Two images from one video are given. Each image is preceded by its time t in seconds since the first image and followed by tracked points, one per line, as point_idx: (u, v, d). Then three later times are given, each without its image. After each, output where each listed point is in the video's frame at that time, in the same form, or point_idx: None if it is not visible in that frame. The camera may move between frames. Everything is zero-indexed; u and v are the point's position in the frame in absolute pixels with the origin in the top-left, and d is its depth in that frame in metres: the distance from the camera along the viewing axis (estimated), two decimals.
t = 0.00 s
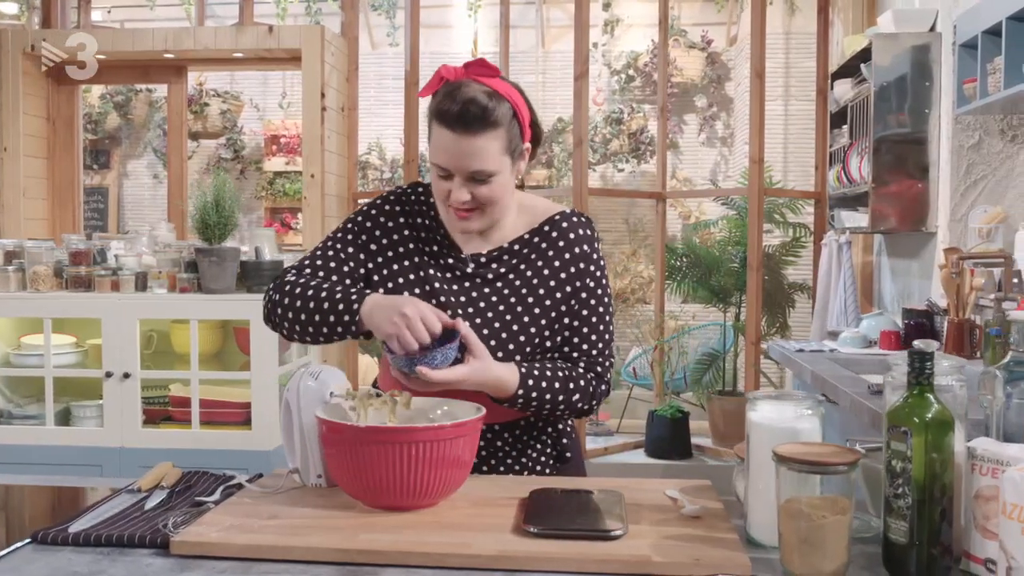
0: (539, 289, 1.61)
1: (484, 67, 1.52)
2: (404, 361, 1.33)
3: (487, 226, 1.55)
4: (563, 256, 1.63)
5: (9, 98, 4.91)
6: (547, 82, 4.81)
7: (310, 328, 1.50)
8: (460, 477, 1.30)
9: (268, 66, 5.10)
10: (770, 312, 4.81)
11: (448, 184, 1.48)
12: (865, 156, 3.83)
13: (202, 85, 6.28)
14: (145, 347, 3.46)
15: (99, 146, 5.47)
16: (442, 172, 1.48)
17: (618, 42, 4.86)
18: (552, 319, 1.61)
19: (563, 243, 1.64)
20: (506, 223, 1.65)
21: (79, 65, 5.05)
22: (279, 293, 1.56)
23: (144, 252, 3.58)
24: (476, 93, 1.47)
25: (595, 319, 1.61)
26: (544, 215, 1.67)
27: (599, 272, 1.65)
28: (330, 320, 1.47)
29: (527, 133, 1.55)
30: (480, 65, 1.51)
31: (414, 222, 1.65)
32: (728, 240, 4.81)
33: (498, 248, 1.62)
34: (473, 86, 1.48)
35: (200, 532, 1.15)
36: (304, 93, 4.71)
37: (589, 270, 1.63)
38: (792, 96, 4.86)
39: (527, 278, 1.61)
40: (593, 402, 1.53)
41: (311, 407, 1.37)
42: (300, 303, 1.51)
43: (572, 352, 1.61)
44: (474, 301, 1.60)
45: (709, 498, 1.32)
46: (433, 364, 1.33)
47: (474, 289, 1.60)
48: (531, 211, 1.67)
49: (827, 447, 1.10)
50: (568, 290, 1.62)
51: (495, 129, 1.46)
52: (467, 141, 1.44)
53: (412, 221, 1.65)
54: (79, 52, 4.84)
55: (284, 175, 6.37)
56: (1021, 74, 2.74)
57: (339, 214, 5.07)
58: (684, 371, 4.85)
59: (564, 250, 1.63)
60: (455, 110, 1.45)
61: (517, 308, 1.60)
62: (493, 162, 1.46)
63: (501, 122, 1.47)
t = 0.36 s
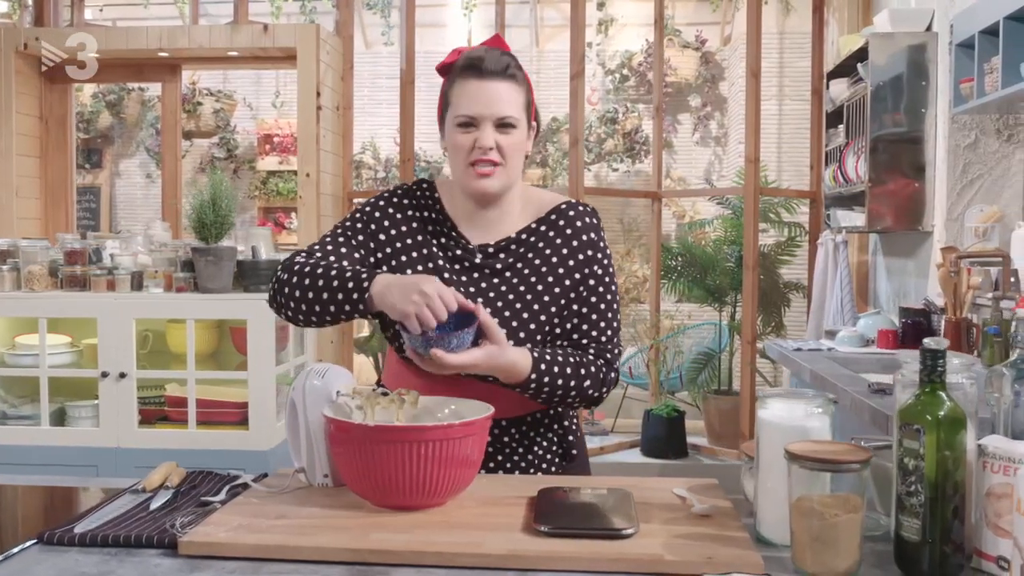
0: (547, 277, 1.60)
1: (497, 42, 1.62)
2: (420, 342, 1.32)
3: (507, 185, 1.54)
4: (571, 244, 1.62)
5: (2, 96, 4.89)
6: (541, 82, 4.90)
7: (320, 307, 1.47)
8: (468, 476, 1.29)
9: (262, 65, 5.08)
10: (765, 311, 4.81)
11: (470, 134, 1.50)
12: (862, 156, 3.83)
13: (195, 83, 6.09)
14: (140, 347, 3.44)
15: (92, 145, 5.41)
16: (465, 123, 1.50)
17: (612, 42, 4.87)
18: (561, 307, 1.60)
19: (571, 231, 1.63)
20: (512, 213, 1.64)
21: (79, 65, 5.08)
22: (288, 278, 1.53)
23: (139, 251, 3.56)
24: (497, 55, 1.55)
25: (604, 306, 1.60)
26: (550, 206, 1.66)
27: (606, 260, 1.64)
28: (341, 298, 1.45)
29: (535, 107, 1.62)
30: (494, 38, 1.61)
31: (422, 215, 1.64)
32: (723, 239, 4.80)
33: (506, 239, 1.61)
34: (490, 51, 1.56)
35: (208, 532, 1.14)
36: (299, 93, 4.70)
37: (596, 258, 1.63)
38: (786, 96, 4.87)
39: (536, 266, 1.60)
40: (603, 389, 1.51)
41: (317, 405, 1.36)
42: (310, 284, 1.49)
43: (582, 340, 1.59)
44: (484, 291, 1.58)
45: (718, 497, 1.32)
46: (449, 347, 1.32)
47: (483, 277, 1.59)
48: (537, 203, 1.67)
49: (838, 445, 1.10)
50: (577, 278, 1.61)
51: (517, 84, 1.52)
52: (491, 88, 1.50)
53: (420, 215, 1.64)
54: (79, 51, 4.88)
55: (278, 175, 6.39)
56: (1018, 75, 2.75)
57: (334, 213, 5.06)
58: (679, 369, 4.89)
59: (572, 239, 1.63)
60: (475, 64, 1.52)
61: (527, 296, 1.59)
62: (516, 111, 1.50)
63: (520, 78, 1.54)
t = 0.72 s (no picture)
0: (554, 275, 1.59)
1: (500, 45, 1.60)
2: (437, 357, 1.28)
3: (508, 187, 1.52)
4: (576, 242, 1.61)
5: None
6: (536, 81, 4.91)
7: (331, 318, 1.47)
8: (477, 477, 1.29)
9: (258, 65, 5.06)
10: (762, 311, 4.82)
11: (472, 136, 1.48)
12: (859, 155, 3.84)
13: (189, 83, 6.24)
14: (137, 347, 3.41)
15: (85, 144, 5.37)
16: (466, 126, 1.48)
17: (607, 42, 4.88)
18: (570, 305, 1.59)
19: (575, 229, 1.62)
20: (516, 212, 1.63)
21: (78, 64, 5.08)
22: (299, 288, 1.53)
23: (136, 251, 3.54)
24: (496, 57, 1.53)
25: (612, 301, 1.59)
26: (554, 203, 1.65)
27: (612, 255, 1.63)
28: (342, 301, 1.45)
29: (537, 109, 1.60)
30: (496, 40, 1.59)
31: (426, 218, 1.64)
32: (720, 239, 4.80)
33: (511, 238, 1.60)
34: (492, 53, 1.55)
35: (217, 534, 1.14)
36: (295, 93, 4.68)
37: (602, 254, 1.62)
38: (781, 96, 4.90)
39: (542, 265, 1.59)
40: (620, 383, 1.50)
41: (323, 406, 1.35)
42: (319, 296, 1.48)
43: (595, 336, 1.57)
44: (491, 291, 1.57)
45: (726, 497, 1.32)
46: (469, 358, 1.30)
47: (489, 277, 1.58)
48: (541, 201, 1.66)
49: (849, 445, 1.10)
50: (584, 274, 1.60)
51: (517, 86, 1.50)
52: (492, 90, 1.48)
53: (425, 219, 1.64)
54: (78, 50, 4.87)
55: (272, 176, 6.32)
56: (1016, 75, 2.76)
57: (330, 213, 5.05)
58: (676, 369, 4.85)
59: (576, 236, 1.62)
60: (477, 66, 1.51)
61: (535, 295, 1.58)
62: (517, 114, 1.49)
63: (521, 80, 1.52)
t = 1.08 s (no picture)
0: (565, 279, 1.59)
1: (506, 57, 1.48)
2: (485, 362, 1.30)
3: (507, 216, 1.53)
4: (586, 246, 1.60)
5: None
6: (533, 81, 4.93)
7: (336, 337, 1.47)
8: (486, 478, 1.28)
9: (256, 64, 5.04)
10: (761, 311, 4.82)
11: (469, 174, 1.47)
12: (858, 155, 3.84)
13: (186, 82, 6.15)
14: (135, 347, 3.40)
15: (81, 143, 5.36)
16: (464, 163, 1.46)
17: (603, 42, 4.89)
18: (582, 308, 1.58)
19: (585, 233, 1.61)
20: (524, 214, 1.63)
21: (78, 64, 5.05)
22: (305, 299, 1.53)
23: (135, 251, 3.53)
24: (498, 83, 1.43)
25: (624, 302, 1.58)
26: (562, 207, 1.64)
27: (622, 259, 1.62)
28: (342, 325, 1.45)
29: (546, 118, 1.52)
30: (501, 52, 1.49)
31: (435, 219, 1.64)
32: (719, 239, 4.80)
33: (520, 242, 1.60)
34: (494, 75, 1.45)
35: (227, 535, 1.13)
36: (293, 93, 4.67)
37: (613, 258, 1.61)
38: (778, 96, 4.89)
39: (552, 269, 1.59)
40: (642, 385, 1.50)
41: (332, 407, 1.34)
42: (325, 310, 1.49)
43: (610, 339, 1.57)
44: (500, 295, 1.57)
45: (735, 497, 1.32)
46: (517, 362, 1.30)
47: (497, 282, 1.58)
48: (549, 202, 1.65)
49: (862, 445, 1.10)
50: (595, 279, 1.59)
51: (518, 119, 1.43)
52: (489, 131, 1.42)
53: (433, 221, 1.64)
54: (79, 51, 4.85)
55: (271, 174, 6.16)
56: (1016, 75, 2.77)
57: (328, 213, 5.04)
58: (674, 369, 4.85)
59: (587, 241, 1.60)
60: (474, 100, 1.42)
61: (545, 299, 1.58)
62: (517, 152, 1.44)
63: (523, 111, 1.44)
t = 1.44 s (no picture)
0: (588, 263, 1.60)
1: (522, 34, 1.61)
2: (570, 370, 1.28)
3: (530, 174, 1.54)
4: (610, 235, 1.62)
5: None
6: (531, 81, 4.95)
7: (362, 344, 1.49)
8: (497, 479, 1.28)
9: (254, 64, 5.03)
10: (760, 311, 4.82)
11: (492, 124, 1.50)
12: (859, 155, 3.85)
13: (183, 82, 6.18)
14: (135, 348, 3.38)
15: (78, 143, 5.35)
16: (487, 113, 1.50)
17: (602, 41, 4.92)
18: (604, 291, 1.59)
19: (609, 223, 1.63)
20: (544, 201, 1.64)
21: (78, 64, 5.02)
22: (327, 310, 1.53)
23: (134, 251, 3.52)
24: (517, 44, 1.53)
25: (649, 291, 1.62)
26: (583, 199, 1.66)
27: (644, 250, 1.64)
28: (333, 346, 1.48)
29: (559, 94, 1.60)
30: (516, 32, 1.61)
31: (450, 213, 1.63)
32: (719, 239, 4.81)
33: (540, 226, 1.60)
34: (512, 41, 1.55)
35: (240, 537, 1.13)
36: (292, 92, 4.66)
37: (635, 248, 1.63)
38: (776, 96, 4.87)
39: (575, 254, 1.60)
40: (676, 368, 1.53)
41: (342, 407, 1.35)
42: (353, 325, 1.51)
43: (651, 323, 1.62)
44: (521, 276, 1.57)
45: (746, 497, 1.32)
46: (600, 369, 1.31)
47: (517, 263, 1.58)
48: (570, 196, 1.66)
49: (876, 446, 1.10)
50: (620, 266, 1.61)
51: (536, 70, 1.51)
52: (511, 78, 1.49)
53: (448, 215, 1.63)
54: (79, 51, 4.83)
55: (267, 174, 6.15)
56: (1018, 74, 2.78)
57: (327, 213, 5.04)
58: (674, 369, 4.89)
59: (611, 230, 1.63)
60: (496, 56, 1.52)
61: (568, 281, 1.58)
62: (537, 99, 1.50)
63: (540, 67, 1.53)
